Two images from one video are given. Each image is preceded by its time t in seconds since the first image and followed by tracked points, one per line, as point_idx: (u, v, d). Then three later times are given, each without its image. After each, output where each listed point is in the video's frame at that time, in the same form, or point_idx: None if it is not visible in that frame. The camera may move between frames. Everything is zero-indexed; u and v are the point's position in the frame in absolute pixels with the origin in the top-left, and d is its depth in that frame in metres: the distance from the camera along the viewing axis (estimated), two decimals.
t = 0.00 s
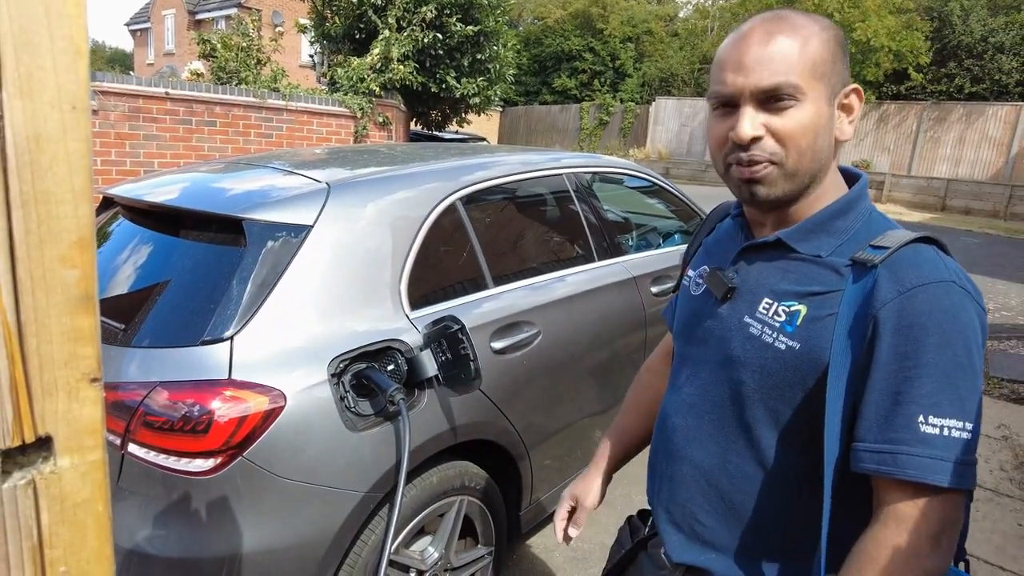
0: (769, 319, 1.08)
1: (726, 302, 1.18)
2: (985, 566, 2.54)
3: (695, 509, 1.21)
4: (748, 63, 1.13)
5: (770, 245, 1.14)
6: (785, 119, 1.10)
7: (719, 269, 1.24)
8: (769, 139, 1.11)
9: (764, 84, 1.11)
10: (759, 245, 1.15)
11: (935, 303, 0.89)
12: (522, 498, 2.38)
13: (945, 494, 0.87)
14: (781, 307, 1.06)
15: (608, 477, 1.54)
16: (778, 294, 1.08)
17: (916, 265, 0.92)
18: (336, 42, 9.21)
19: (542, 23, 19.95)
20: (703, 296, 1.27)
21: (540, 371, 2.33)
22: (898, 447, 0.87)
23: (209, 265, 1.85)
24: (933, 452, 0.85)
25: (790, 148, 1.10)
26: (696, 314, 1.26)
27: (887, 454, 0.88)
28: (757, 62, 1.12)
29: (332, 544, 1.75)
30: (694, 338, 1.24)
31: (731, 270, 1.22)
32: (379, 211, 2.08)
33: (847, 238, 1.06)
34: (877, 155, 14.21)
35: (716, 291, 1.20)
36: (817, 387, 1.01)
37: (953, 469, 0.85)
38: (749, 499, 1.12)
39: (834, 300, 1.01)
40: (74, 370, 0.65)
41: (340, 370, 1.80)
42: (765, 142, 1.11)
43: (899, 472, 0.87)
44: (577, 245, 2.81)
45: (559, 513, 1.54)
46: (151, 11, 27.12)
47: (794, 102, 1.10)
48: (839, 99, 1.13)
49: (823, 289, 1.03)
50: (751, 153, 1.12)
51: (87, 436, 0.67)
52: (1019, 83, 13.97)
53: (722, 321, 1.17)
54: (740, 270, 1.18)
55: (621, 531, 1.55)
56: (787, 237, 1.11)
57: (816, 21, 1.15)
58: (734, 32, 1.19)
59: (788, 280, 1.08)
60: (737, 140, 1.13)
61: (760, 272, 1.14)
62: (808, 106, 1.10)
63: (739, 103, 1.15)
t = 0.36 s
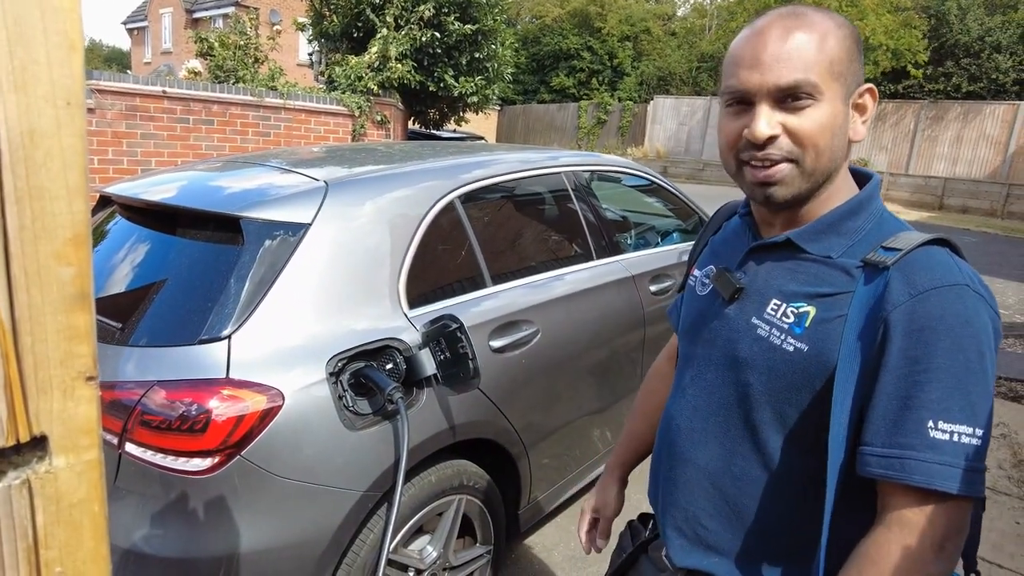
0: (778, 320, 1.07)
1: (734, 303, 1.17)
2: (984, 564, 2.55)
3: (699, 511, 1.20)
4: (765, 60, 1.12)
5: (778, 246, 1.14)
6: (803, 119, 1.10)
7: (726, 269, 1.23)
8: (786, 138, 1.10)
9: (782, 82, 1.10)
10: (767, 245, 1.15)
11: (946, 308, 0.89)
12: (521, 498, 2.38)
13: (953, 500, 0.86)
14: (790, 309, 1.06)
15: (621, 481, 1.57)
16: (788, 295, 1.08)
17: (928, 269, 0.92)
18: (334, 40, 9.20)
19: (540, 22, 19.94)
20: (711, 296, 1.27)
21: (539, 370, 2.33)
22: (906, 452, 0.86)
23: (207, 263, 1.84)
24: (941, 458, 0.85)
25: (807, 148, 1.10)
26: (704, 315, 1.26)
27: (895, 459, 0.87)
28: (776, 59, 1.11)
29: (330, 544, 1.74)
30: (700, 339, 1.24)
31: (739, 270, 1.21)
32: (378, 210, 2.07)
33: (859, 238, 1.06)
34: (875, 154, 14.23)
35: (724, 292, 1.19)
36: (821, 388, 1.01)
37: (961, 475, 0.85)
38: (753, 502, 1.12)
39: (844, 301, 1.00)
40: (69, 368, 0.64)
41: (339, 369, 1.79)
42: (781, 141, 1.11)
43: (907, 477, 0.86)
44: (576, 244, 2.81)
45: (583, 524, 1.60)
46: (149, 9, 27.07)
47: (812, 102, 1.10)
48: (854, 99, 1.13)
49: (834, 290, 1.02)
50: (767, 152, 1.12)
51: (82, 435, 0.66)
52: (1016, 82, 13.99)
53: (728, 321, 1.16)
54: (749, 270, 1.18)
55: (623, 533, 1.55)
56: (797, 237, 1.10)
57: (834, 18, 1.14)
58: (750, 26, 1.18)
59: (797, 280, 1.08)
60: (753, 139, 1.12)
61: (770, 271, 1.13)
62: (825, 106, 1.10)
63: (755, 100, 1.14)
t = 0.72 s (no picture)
0: (774, 318, 1.08)
1: (733, 301, 1.18)
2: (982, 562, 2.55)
3: (700, 508, 1.21)
4: (759, 59, 1.12)
5: (774, 244, 1.15)
6: (797, 117, 1.10)
7: (726, 268, 1.24)
8: (780, 136, 1.10)
9: (775, 81, 1.11)
10: (765, 243, 1.16)
11: (947, 303, 0.87)
12: (519, 495, 2.38)
13: (982, 496, 0.82)
14: (786, 307, 1.07)
15: (627, 475, 1.57)
16: (784, 293, 1.09)
17: (924, 265, 0.91)
18: (331, 37, 9.19)
19: (538, 19, 19.91)
20: (711, 294, 1.28)
21: (537, 367, 2.33)
22: (926, 451, 0.83)
23: (205, 261, 1.84)
24: (964, 455, 0.81)
25: (801, 145, 1.10)
26: (703, 313, 1.26)
27: (915, 460, 0.83)
28: (769, 58, 1.11)
29: (329, 542, 1.74)
30: (700, 337, 1.25)
31: (738, 268, 1.22)
32: (376, 207, 2.07)
33: (857, 235, 1.06)
34: (873, 152, 14.24)
35: (724, 290, 1.20)
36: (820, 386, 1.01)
37: (986, 471, 0.81)
38: (752, 498, 1.12)
39: (839, 298, 1.01)
40: (70, 365, 0.64)
41: (337, 367, 1.79)
42: (775, 139, 1.11)
43: (930, 478, 0.82)
44: (574, 241, 2.80)
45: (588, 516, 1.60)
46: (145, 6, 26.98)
47: (805, 100, 1.10)
48: (850, 96, 1.13)
49: (828, 287, 1.03)
50: (761, 150, 1.12)
51: (82, 431, 0.66)
52: (1014, 80, 14.00)
53: (728, 319, 1.17)
54: (748, 268, 1.18)
55: (628, 531, 1.55)
56: (795, 235, 1.11)
57: (827, 16, 1.14)
58: (744, 26, 1.19)
59: (794, 278, 1.09)
60: (747, 138, 1.13)
61: (766, 269, 1.15)
62: (819, 103, 1.10)
63: (750, 99, 1.14)
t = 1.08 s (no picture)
0: (767, 308, 1.10)
1: (731, 295, 1.19)
2: (979, 560, 2.56)
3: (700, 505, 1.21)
4: (753, 57, 1.13)
5: (772, 236, 1.17)
6: (790, 114, 1.10)
7: (725, 262, 1.25)
8: (773, 133, 1.11)
9: (767, 78, 1.11)
10: (762, 237, 1.19)
11: (923, 281, 0.90)
12: (518, 494, 2.38)
13: (950, 458, 0.78)
14: (777, 296, 1.09)
15: (626, 473, 1.57)
16: (776, 283, 1.11)
17: (904, 250, 0.95)
18: (330, 36, 9.19)
19: (536, 17, 19.88)
20: (712, 289, 1.29)
21: (536, 365, 2.33)
22: (896, 405, 0.81)
23: (203, 259, 1.84)
24: (932, 414, 0.79)
25: (794, 142, 1.11)
26: (706, 309, 1.28)
27: (885, 412, 0.81)
28: (763, 56, 1.12)
29: (327, 540, 1.75)
30: (703, 332, 1.26)
31: (737, 263, 1.24)
32: (375, 205, 2.07)
33: (849, 228, 1.09)
34: (871, 151, 14.25)
35: (722, 284, 1.22)
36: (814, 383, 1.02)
37: (952, 437, 0.79)
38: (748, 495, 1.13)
39: (827, 284, 1.04)
40: (72, 363, 0.64)
41: (336, 365, 1.79)
42: (767, 135, 1.11)
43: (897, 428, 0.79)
44: (573, 240, 2.81)
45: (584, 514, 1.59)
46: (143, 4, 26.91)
47: (798, 97, 1.10)
48: (844, 95, 1.13)
49: (817, 274, 1.06)
50: (754, 146, 1.13)
51: (83, 428, 0.66)
52: (1012, 79, 14.02)
53: (726, 313, 1.19)
54: (747, 262, 1.20)
55: (630, 526, 1.56)
56: (790, 228, 1.13)
57: (822, 17, 1.14)
58: (742, 27, 1.19)
59: (789, 270, 1.10)
60: (740, 134, 1.13)
61: (762, 263, 1.17)
62: (812, 101, 1.10)
63: (743, 96, 1.15)
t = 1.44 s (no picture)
0: (762, 304, 1.09)
1: (728, 291, 1.18)
2: (980, 559, 2.55)
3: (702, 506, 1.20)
4: (741, 56, 1.12)
5: (766, 233, 1.16)
6: (778, 111, 1.09)
7: (722, 259, 1.24)
8: (761, 129, 1.09)
9: (755, 76, 1.10)
10: (755, 233, 1.18)
11: (915, 271, 0.89)
12: (517, 493, 2.37)
13: (951, 447, 0.77)
14: (772, 292, 1.08)
15: (639, 473, 1.56)
16: (771, 279, 1.10)
17: (895, 242, 0.94)
18: (328, 32, 9.16)
19: (535, 14, 19.84)
20: (710, 287, 1.28)
21: (536, 364, 2.32)
22: (892, 396, 0.80)
23: (200, 257, 1.82)
24: (929, 404, 0.78)
25: (783, 138, 1.10)
26: (706, 308, 1.26)
27: (881, 405, 0.80)
28: (750, 55, 1.11)
29: (325, 540, 1.73)
30: (702, 330, 1.25)
31: (733, 259, 1.22)
32: (373, 203, 2.05)
33: (840, 223, 1.08)
34: (870, 149, 14.24)
35: (718, 281, 1.21)
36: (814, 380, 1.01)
37: (951, 426, 0.78)
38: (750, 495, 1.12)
39: (820, 279, 1.03)
40: (66, 359, 0.63)
41: (334, 365, 1.78)
42: (756, 132, 1.10)
43: (895, 419, 0.78)
44: (572, 238, 2.79)
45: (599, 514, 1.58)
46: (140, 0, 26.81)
47: (786, 94, 1.09)
48: (833, 92, 1.12)
49: (810, 269, 1.05)
50: (743, 143, 1.11)
51: (80, 425, 0.65)
52: (1012, 77, 14.03)
53: (722, 310, 1.18)
54: (743, 260, 1.19)
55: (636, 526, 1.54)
56: (782, 223, 1.12)
57: (810, 15, 1.13)
58: (731, 27, 1.18)
59: (781, 266, 1.10)
60: (729, 131, 1.12)
61: (757, 260, 1.15)
62: (800, 98, 1.09)
63: (732, 95, 1.14)
